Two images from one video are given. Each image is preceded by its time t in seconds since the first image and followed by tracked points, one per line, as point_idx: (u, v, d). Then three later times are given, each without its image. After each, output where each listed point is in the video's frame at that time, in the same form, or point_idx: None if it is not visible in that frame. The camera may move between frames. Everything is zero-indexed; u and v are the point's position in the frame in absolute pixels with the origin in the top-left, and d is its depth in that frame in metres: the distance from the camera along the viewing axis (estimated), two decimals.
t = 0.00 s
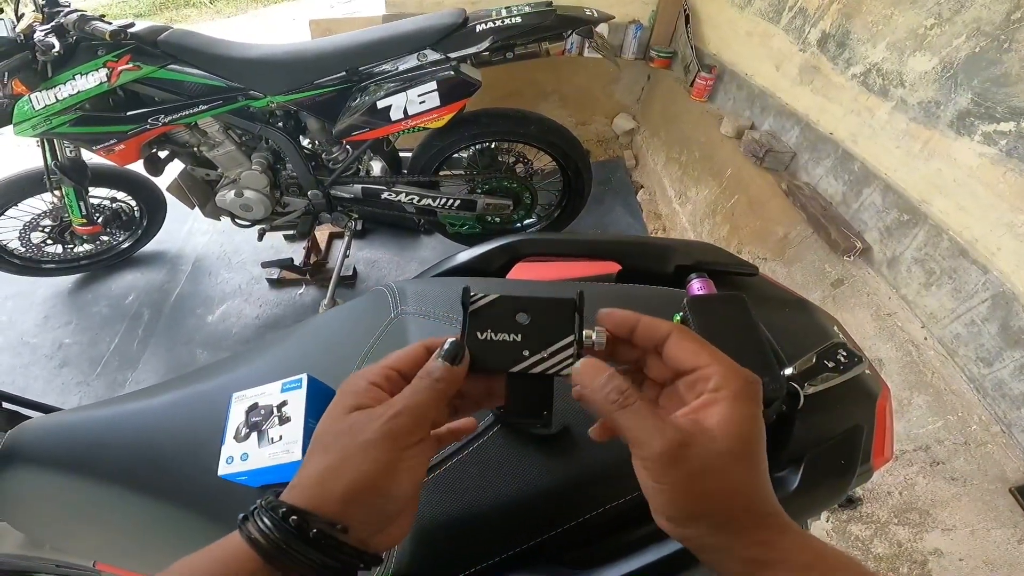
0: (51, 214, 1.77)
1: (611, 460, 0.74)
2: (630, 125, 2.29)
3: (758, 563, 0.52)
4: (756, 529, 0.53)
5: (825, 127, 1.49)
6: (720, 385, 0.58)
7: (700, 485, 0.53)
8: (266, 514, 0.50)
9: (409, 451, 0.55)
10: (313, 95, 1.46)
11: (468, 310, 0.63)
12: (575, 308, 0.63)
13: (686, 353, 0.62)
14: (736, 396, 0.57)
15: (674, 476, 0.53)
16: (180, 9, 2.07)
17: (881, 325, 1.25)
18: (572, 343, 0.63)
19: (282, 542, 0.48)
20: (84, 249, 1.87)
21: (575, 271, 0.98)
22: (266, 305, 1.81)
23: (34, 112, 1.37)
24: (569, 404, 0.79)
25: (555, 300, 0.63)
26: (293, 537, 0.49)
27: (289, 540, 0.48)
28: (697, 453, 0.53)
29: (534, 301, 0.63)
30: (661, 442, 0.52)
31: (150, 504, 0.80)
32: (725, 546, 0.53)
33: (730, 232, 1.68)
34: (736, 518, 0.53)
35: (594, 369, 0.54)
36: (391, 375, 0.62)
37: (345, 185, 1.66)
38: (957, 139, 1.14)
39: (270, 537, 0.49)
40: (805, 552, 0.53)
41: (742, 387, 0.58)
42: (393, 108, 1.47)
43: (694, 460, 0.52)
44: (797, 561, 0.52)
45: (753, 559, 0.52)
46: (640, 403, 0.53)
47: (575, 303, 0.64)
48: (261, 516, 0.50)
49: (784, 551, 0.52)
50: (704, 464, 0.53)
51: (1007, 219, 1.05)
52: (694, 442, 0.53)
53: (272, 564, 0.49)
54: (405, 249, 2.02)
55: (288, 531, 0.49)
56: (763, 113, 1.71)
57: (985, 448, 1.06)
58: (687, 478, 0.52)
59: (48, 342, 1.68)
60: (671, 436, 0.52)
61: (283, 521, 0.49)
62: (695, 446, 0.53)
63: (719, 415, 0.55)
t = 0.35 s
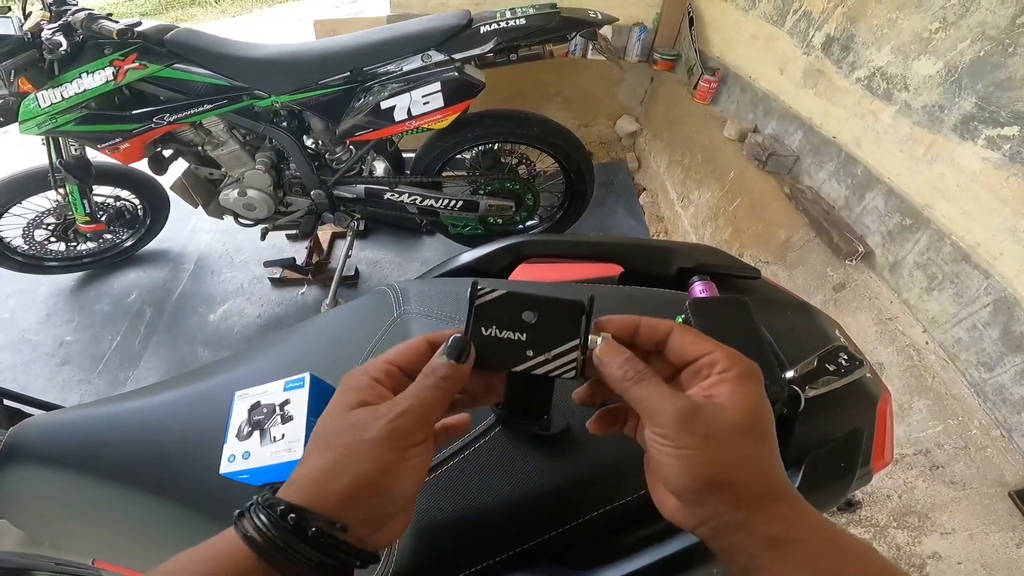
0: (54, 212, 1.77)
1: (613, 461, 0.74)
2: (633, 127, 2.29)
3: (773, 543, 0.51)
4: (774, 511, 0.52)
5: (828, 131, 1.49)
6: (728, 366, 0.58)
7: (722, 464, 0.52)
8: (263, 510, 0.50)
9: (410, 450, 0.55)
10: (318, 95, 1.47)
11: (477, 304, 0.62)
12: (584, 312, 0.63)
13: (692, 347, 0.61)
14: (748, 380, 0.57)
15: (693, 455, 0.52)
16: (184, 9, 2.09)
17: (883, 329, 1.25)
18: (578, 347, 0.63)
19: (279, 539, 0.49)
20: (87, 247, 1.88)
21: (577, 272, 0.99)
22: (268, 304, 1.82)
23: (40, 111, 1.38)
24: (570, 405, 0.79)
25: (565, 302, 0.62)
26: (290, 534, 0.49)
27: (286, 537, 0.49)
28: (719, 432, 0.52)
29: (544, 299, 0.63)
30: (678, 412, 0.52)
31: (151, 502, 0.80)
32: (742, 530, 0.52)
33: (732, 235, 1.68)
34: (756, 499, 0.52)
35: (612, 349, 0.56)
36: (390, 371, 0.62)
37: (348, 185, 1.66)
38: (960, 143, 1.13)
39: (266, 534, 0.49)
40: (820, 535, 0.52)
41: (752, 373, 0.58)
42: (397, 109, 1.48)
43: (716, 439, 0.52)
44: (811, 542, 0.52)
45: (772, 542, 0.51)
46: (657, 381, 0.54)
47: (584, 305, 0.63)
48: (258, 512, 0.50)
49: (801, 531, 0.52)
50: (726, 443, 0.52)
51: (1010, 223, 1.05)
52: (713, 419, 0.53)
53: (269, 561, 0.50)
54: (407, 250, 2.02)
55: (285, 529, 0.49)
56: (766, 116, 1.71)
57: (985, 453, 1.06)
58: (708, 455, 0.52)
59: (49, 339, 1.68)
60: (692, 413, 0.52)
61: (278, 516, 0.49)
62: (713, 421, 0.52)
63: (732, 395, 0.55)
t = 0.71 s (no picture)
0: (60, 211, 1.79)
1: (613, 459, 0.74)
2: (636, 128, 2.29)
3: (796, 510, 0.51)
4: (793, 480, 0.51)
5: (831, 132, 1.48)
6: (726, 329, 0.54)
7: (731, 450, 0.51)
8: (269, 505, 0.51)
9: (420, 444, 0.56)
10: (321, 96, 1.47)
11: (484, 299, 0.65)
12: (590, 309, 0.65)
13: (686, 297, 0.58)
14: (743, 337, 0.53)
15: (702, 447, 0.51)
16: (189, 10, 2.10)
17: (886, 331, 1.24)
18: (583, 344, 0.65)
19: (285, 533, 0.50)
20: (92, 247, 1.89)
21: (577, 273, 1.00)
22: (271, 304, 1.82)
23: (46, 111, 1.39)
24: (572, 405, 0.79)
25: (569, 299, 0.65)
26: (297, 528, 0.50)
27: (292, 531, 0.49)
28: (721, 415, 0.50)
29: (550, 297, 0.65)
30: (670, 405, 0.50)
31: (153, 501, 0.80)
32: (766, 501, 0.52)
33: (735, 236, 1.68)
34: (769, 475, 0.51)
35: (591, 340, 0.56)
36: (397, 365, 0.63)
37: (351, 185, 1.67)
38: (965, 143, 1.13)
39: (273, 529, 0.50)
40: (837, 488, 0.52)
41: (743, 324, 0.54)
42: (400, 109, 1.48)
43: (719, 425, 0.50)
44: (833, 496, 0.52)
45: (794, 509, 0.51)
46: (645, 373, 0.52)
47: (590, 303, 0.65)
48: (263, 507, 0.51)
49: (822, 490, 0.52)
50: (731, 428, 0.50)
51: (1014, 224, 1.04)
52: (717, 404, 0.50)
53: (274, 557, 0.50)
54: (410, 250, 2.02)
55: (292, 523, 0.50)
56: (769, 117, 1.71)
57: (988, 454, 1.03)
58: (712, 446, 0.50)
59: (54, 339, 1.69)
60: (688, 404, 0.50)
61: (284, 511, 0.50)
62: (713, 406, 0.50)
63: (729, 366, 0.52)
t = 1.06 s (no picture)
0: (52, 219, 1.78)
1: (609, 456, 0.74)
2: (628, 127, 2.30)
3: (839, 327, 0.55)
4: (841, 298, 0.55)
5: (820, 127, 1.49)
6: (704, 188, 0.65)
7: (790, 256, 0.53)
8: (264, 514, 0.51)
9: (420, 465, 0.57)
10: (312, 100, 1.46)
11: (507, 330, 0.72)
12: (608, 348, 0.72)
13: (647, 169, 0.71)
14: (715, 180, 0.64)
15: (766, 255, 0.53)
16: (177, 14, 2.10)
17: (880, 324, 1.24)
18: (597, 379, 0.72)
19: (277, 545, 0.50)
20: (85, 254, 1.88)
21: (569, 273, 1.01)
22: (266, 309, 1.82)
23: (34, 118, 1.38)
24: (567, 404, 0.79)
25: (592, 337, 0.73)
26: (288, 540, 0.50)
27: (284, 542, 0.50)
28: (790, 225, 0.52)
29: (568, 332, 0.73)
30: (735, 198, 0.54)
31: (149, 506, 0.79)
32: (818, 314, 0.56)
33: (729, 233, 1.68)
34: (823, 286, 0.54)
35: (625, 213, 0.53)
36: (409, 388, 0.64)
37: (344, 189, 1.67)
38: (952, 137, 1.14)
39: (265, 539, 0.50)
40: (875, 305, 0.55)
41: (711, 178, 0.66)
42: (391, 112, 1.48)
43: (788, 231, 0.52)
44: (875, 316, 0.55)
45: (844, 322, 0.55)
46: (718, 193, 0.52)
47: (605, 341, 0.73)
48: (258, 517, 0.51)
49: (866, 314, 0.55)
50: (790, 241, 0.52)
51: (1002, 216, 1.04)
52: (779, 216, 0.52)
53: (263, 565, 0.50)
54: (405, 253, 2.02)
55: (284, 535, 0.50)
56: (759, 114, 1.71)
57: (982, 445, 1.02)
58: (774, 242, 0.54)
59: (49, 347, 1.68)
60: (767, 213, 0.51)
61: (277, 521, 0.50)
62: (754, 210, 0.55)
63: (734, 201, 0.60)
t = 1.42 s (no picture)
0: (68, 209, 1.80)
1: (621, 460, 0.74)
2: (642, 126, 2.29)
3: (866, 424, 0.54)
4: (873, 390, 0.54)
5: (840, 130, 1.47)
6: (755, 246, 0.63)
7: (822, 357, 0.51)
8: (247, 518, 0.50)
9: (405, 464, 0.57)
10: (327, 94, 1.47)
11: (486, 323, 0.64)
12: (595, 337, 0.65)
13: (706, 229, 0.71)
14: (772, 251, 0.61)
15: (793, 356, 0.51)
16: (196, 7, 2.11)
17: (895, 330, 1.23)
18: (583, 371, 0.65)
19: (261, 550, 0.48)
20: (100, 244, 1.91)
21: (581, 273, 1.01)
22: (277, 301, 1.83)
23: (54, 109, 1.40)
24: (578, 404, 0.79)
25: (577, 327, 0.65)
26: (273, 544, 0.48)
27: (269, 547, 0.48)
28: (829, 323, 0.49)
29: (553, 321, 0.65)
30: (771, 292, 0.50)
31: (162, 495, 0.81)
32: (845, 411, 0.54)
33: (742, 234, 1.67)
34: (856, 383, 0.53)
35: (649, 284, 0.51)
36: (392, 388, 0.63)
37: (358, 182, 1.67)
38: (975, 142, 1.12)
39: (249, 544, 0.48)
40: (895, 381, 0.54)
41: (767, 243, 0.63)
42: (406, 107, 1.48)
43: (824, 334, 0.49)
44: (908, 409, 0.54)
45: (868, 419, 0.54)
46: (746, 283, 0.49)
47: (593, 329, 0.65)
48: (242, 521, 0.50)
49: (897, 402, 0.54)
50: (829, 339, 0.50)
51: None
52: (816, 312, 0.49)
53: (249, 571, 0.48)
54: (416, 248, 2.03)
55: (269, 539, 0.48)
56: (777, 115, 1.70)
57: (996, 455, 1.01)
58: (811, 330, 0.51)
59: (62, 336, 1.71)
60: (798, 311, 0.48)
61: (261, 525, 0.49)
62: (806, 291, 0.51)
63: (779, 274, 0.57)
